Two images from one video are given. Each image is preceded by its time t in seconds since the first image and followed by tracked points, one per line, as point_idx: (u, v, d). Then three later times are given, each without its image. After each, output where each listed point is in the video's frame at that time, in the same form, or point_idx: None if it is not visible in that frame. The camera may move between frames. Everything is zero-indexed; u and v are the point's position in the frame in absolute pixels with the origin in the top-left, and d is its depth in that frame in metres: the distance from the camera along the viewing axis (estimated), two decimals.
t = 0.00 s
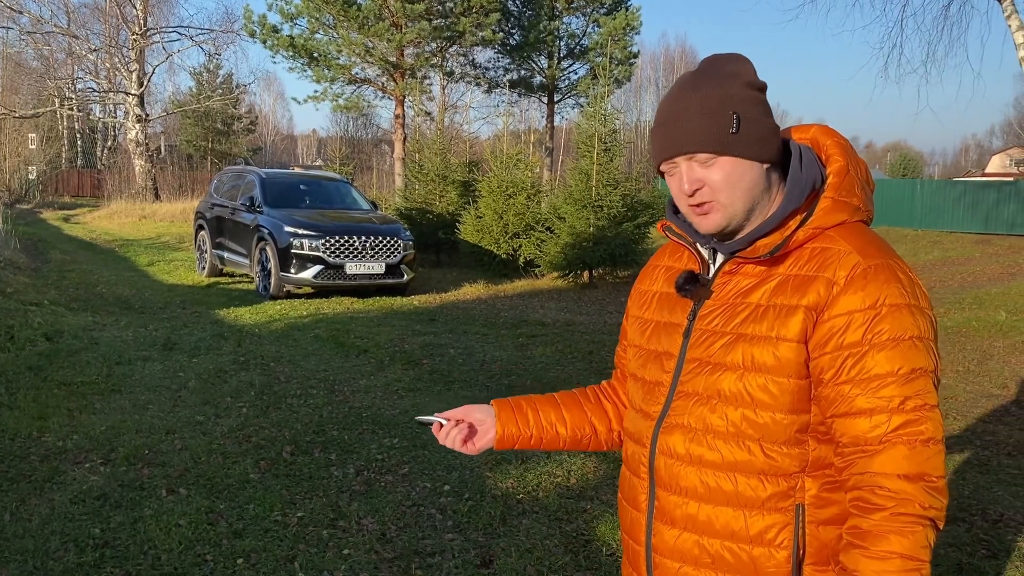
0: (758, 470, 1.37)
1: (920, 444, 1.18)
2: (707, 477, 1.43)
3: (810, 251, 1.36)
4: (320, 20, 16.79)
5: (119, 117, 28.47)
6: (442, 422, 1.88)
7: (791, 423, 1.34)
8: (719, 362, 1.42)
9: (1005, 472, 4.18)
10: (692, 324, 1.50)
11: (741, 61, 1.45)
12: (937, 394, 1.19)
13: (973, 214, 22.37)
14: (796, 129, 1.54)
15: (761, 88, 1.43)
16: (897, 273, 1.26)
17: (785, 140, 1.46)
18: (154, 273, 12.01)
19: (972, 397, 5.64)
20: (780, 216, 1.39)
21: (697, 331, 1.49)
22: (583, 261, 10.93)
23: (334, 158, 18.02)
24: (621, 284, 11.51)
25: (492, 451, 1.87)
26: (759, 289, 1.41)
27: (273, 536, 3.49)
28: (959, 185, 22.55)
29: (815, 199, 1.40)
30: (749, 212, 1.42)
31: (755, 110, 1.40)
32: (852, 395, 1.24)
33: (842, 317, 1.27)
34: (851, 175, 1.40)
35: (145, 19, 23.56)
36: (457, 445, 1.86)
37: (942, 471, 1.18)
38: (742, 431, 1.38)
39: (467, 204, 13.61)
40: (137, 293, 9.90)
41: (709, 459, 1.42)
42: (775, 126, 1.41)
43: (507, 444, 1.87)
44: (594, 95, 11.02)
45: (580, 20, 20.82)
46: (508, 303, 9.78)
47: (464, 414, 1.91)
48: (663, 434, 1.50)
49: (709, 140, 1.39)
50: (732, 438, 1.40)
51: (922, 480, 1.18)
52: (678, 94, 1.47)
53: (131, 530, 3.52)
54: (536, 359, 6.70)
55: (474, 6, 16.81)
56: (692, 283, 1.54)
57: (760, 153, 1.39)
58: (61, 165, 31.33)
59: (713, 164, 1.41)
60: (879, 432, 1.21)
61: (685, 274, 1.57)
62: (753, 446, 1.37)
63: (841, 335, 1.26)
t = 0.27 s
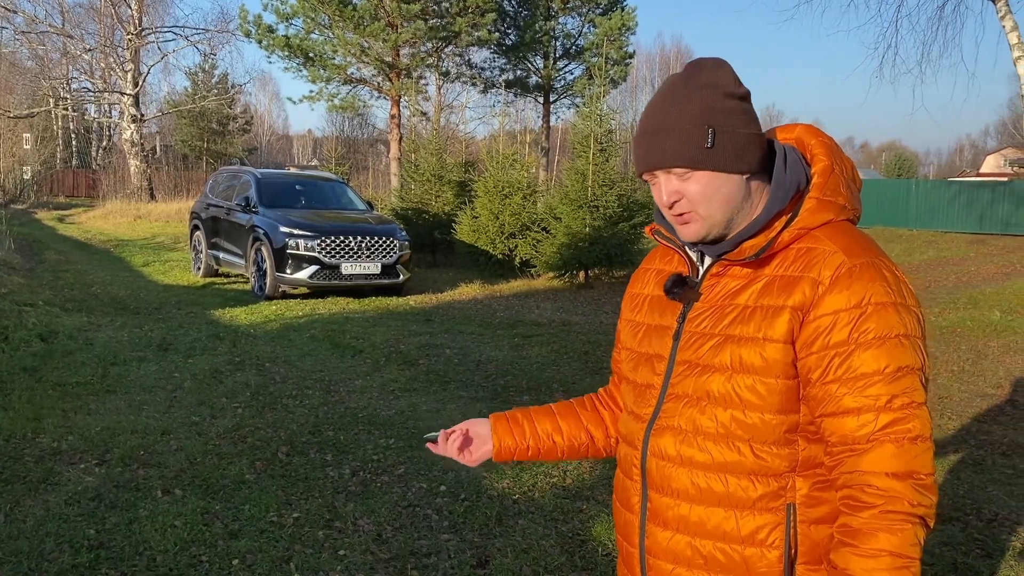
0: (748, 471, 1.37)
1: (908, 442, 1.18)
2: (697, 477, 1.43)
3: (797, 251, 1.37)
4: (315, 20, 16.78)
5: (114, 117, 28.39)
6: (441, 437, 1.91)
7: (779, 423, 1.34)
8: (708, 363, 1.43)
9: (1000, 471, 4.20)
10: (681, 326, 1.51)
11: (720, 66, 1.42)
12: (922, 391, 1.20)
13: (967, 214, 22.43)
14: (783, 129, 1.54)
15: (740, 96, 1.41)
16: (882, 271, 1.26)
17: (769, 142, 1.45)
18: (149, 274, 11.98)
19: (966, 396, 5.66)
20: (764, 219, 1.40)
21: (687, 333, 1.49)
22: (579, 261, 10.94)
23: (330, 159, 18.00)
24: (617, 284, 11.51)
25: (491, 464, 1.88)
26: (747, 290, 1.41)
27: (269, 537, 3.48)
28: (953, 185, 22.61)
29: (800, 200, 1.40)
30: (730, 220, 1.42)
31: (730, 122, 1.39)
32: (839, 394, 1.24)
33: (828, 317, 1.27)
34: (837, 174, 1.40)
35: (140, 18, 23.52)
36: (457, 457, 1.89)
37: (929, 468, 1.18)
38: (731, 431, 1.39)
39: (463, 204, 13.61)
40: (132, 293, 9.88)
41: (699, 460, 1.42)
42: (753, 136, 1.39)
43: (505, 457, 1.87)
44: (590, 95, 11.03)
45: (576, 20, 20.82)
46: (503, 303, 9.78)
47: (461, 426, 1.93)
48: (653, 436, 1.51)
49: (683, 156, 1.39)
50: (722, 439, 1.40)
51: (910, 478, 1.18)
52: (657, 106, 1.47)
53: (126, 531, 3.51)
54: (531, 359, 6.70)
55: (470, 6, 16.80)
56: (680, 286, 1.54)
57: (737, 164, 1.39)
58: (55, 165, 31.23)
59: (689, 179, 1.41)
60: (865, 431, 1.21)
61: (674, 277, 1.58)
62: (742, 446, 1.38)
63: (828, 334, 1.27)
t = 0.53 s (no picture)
0: (734, 473, 1.37)
1: (889, 449, 1.19)
2: (685, 479, 1.43)
3: (784, 255, 1.37)
4: (311, 19, 16.76)
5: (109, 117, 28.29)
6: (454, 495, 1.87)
7: (765, 427, 1.35)
8: (695, 366, 1.43)
9: (994, 471, 4.21)
10: (669, 327, 1.51)
11: (709, 67, 1.43)
12: (905, 399, 1.20)
13: (961, 213, 22.48)
14: (773, 130, 1.55)
15: (730, 97, 1.42)
16: (867, 276, 1.26)
17: (759, 143, 1.46)
18: (144, 274, 11.96)
19: (961, 396, 5.67)
20: (753, 221, 1.40)
21: (676, 334, 1.49)
22: (575, 261, 10.94)
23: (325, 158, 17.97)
24: (612, 284, 11.52)
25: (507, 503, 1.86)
26: (735, 292, 1.42)
27: (264, 538, 3.48)
28: (948, 184, 22.66)
29: (789, 202, 1.41)
30: (719, 220, 1.43)
31: (720, 123, 1.39)
32: (823, 400, 1.25)
33: (813, 322, 1.28)
34: (826, 176, 1.40)
35: (134, 18, 23.47)
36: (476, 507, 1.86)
37: (910, 475, 1.19)
38: (716, 434, 1.39)
39: (459, 204, 13.61)
40: (127, 293, 9.87)
41: (686, 462, 1.43)
42: (743, 137, 1.40)
43: (519, 491, 1.85)
44: (585, 95, 11.04)
45: (571, 20, 20.83)
46: (499, 303, 9.77)
47: (470, 477, 1.89)
48: (642, 437, 1.51)
49: (672, 159, 1.40)
50: (708, 441, 1.40)
51: (892, 485, 1.18)
52: (646, 108, 1.48)
53: (120, 532, 3.51)
54: (527, 359, 6.71)
55: (465, 6, 16.80)
56: (670, 287, 1.55)
57: (727, 166, 1.39)
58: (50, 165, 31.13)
59: (679, 180, 1.42)
60: (848, 437, 1.22)
61: (663, 277, 1.58)
62: (728, 449, 1.38)
63: (812, 339, 1.27)
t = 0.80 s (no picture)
0: (735, 475, 1.38)
1: (890, 450, 1.21)
2: (685, 481, 1.44)
3: (782, 258, 1.38)
4: (307, 19, 16.76)
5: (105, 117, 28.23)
6: None
7: (765, 430, 1.36)
8: (695, 369, 1.44)
9: (990, 470, 4.23)
10: (668, 330, 1.51)
11: (705, 70, 1.41)
12: (907, 402, 1.22)
13: (957, 213, 22.55)
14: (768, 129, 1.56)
15: (727, 99, 1.41)
16: (866, 278, 1.28)
17: (754, 145, 1.46)
18: (140, 274, 11.94)
19: (956, 395, 5.69)
20: (752, 224, 1.41)
21: (674, 337, 1.50)
22: (571, 260, 10.95)
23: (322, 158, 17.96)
24: (609, 283, 11.53)
25: None
26: (732, 296, 1.42)
27: (261, 537, 3.48)
28: (944, 184, 22.72)
29: (786, 204, 1.42)
30: (717, 225, 1.43)
31: (717, 128, 1.39)
32: (825, 403, 1.26)
33: (813, 326, 1.29)
34: (823, 177, 1.41)
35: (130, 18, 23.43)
36: None
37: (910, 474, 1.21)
38: (717, 438, 1.40)
39: (455, 204, 13.61)
40: (123, 293, 9.85)
41: (686, 465, 1.44)
42: (740, 140, 1.40)
43: None
44: (582, 95, 11.06)
45: (568, 20, 20.85)
46: (496, 303, 9.77)
47: None
48: (641, 441, 1.52)
49: (671, 165, 1.40)
50: (708, 444, 1.41)
51: (892, 487, 1.21)
52: (641, 111, 1.47)
53: (117, 532, 3.51)
54: (524, 359, 6.71)
55: (461, 6, 16.80)
56: (667, 291, 1.55)
57: (726, 171, 1.39)
58: (45, 165, 31.04)
59: (677, 187, 1.42)
60: (849, 440, 1.24)
61: (660, 280, 1.58)
62: (729, 452, 1.39)
63: (812, 344, 1.28)
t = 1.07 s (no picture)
0: (730, 476, 1.39)
1: (881, 452, 1.22)
2: (681, 481, 1.45)
3: (773, 259, 1.38)
4: (304, 19, 16.75)
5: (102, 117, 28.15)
6: None
7: (757, 430, 1.36)
8: (688, 369, 1.44)
9: (985, 469, 4.25)
10: (662, 331, 1.52)
11: (687, 74, 1.42)
12: (896, 403, 1.23)
13: (953, 213, 22.60)
14: (760, 128, 1.57)
15: (709, 104, 1.41)
16: (856, 279, 1.28)
17: (742, 147, 1.46)
18: (137, 274, 11.92)
19: (953, 395, 5.71)
20: (740, 227, 1.41)
21: (667, 337, 1.50)
22: (568, 260, 10.95)
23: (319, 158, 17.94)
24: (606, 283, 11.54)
25: None
26: (725, 297, 1.42)
27: (258, 537, 3.48)
28: (940, 184, 22.77)
29: (776, 205, 1.42)
30: (708, 229, 1.43)
31: (701, 133, 1.39)
32: (815, 405, 1.27)
33: (803, 328, 1.29)
34: (813, 175, 1.42)
35: (127, 18, 23.36)
36: None
37: (903, 475, 1.22)
38: (711, 439, 1.41)
39: (452, 203, 13.61)
40: (119, 293, 9.84)
41: (681, 465, 1.45)
42: (725, 145, 1.40)
43: None
44: (578, 95, 11.06)
45: (565, 20, 20.84)
46: (493, 303, 9.77)
47: None
48: (637, 442, 1.53)
49: (656, 173, 1.40)
50: (702, 445, 1.42)
51: (884, 489, 1.22)
52: (626, 120, 1.47)
53: (114, 532, 3.51)
54: (522, 359, 6.71)
55: (458, 5, 16.78)
56: (660, 292, 1.55)
57: (711, 176, 1.39)
58: (41, 164, 30.96)
59: (665, 194, 1.42)
60: (841, 441, 1.25)
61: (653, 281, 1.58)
62: (723, 452, 1.40)
63: (802, 345, 1.29)
